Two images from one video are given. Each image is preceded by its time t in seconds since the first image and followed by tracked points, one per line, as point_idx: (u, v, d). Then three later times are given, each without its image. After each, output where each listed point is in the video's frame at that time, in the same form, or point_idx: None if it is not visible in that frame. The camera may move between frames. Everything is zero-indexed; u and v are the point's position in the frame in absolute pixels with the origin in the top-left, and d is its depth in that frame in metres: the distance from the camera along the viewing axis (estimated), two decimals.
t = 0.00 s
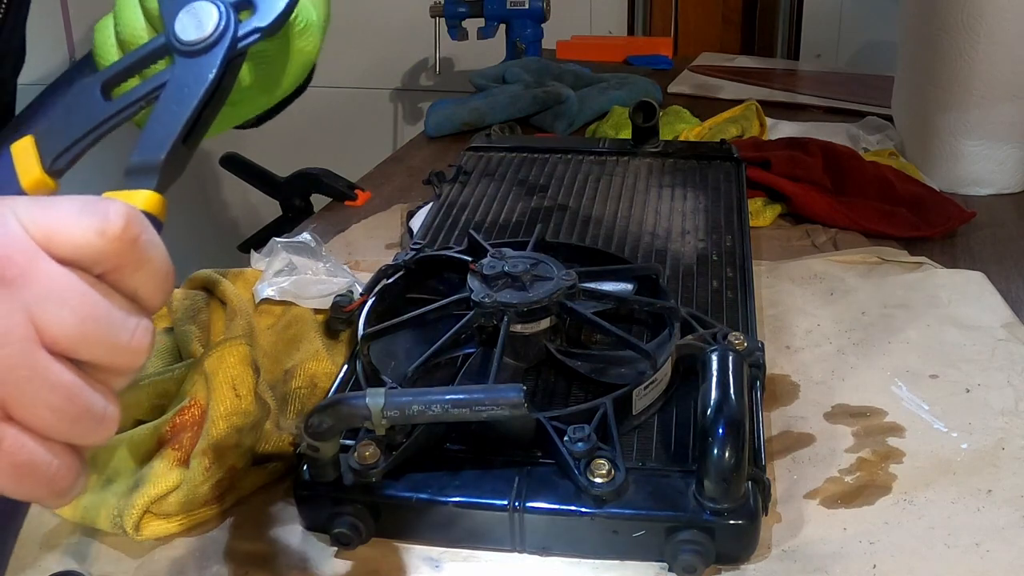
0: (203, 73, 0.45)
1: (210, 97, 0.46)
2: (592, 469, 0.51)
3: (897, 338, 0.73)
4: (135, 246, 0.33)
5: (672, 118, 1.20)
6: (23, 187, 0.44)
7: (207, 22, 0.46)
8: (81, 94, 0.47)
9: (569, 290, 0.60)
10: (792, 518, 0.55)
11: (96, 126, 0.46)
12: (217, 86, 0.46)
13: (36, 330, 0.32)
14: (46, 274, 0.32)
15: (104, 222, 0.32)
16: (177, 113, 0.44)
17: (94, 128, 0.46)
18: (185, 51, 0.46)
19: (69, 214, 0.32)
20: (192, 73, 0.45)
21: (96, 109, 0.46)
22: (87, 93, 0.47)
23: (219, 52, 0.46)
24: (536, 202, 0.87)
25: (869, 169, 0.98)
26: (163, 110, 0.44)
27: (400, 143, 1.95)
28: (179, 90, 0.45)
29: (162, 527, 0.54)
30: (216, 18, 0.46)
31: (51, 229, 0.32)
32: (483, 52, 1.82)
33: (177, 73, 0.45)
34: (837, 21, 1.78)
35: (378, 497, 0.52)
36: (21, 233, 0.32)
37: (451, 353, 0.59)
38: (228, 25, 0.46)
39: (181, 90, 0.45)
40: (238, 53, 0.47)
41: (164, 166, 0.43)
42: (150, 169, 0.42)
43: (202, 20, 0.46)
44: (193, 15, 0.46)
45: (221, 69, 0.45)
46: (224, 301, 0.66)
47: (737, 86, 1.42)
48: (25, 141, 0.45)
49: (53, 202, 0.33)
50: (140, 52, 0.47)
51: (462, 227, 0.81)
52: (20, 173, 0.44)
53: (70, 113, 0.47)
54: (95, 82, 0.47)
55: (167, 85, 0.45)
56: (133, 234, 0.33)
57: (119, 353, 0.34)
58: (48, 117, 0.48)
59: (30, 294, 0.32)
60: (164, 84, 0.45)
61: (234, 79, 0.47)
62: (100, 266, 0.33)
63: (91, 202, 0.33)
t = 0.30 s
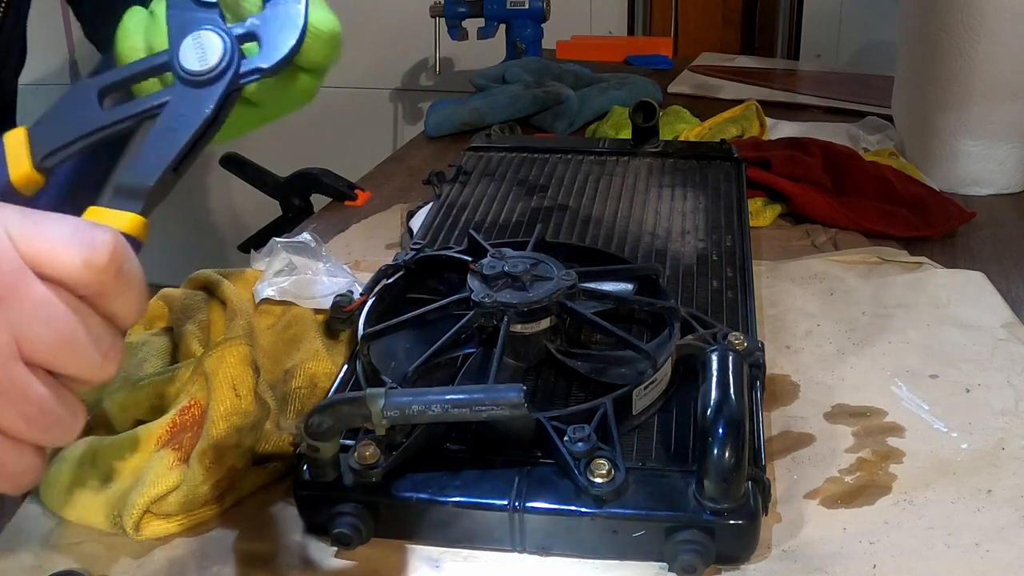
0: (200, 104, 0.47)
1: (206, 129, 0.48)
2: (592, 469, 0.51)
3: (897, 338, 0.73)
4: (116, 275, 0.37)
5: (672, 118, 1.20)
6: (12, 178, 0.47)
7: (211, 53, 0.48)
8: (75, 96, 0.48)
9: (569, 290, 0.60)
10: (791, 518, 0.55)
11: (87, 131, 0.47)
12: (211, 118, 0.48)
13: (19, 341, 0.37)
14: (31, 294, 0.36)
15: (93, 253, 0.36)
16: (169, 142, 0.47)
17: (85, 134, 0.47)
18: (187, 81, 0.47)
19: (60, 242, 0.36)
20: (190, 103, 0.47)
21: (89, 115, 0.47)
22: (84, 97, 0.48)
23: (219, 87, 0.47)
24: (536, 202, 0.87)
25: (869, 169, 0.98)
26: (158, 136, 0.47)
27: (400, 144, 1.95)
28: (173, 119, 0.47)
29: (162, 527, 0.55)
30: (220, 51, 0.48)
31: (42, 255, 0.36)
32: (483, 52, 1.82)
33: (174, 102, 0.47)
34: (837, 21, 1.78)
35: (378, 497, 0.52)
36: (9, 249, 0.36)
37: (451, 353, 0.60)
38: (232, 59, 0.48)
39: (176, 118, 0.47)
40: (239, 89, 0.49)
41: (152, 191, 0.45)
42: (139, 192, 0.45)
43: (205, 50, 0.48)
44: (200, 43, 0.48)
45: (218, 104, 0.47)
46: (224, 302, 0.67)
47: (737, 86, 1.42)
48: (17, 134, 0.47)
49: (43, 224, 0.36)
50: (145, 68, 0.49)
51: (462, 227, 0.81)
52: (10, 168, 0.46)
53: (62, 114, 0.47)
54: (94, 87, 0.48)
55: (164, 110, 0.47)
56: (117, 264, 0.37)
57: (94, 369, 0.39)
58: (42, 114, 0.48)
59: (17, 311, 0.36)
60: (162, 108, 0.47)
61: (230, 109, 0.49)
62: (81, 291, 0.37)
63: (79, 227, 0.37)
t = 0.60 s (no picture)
0: (225, 254, 0.37)
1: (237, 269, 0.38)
2: (592, 469, 0.51)
3: (897, 338, 0.73)
4: (134, 401, 0.38)
5: (672, 118, 1.20)
6: (46, 271, 0.39)
7: (242, 200, 0.37)
8: (110, 207, 0.38)
9: (569, 290, 0.60)
10: (791, 518, 0.55)
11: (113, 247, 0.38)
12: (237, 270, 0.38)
13: (37, 448, 0.39)
14: (50, 410, 0.38)
15: (112, 388, 0.37)
16: (189, 287, 0.37)
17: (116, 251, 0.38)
18: (214, 228, 0.37)
19: (80, 372, 0.37)
20: (215, 249, 0.37)
21: (118, 228, 0.38)
22: (116, 210, 0.38)
23: (251, 236, 0.37)
24: (536, 203, 0.87)
25: (869, 169, 0.98)
26: (182, 270, 0.37)
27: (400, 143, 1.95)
28: (197, 260, 0.37)
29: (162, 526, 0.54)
30: (250, 201, 0.37)
31: (62, 378, 0.37)
32: (483, 52, 1.82)
33: (202, 239, 0.37)
34: (837, 21, 1.78)
35: (378, 497, 0.52)
36: (36, 371, 0.37)
37: (451, 353, 0.59)
38: (266, 209, 0.37)
39: (201, 259, 0.37)
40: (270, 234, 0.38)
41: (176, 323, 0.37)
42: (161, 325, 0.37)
43: (235, 197, 0.37)
44: (229, 188, 0.37)
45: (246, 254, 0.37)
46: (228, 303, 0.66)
47: (736, 86, 1.42)
48: (55, 224, 0.39)
49: (69, 348, 0.37)
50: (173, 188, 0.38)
51: (462, 227, 0.81)
52: (44, 260, 0.39)
53: (97, 223, 0.38)
54: (127, 200, 0.38)
55: (192, 245, 0.37)
56: (134, 394, 0.38)
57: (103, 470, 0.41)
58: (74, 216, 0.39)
59: (37, 428, 0.38)
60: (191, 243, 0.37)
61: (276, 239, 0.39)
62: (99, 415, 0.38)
63: (102, 358, 0.37)
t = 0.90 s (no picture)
0: (210, 277, 0.39)
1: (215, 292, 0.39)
2: (592, 469, 0.50)
3: (897, 338, 0.73)
4: (102, 404, 0.39)
5: (672, 118, 1.20)
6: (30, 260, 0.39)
7: (233, 233, 0.38)
8: (100, 207, 0.39)
9: (569, 290, 0.60)
10: (791, 518, 0.55)
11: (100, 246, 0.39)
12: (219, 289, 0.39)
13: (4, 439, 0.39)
14: (19, 405, 0.38)
15: (82, 392, 0.38)
16: (167, 304, 0.38)
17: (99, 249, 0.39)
18: (204, 251, 0.38)
19: (57, 367, 0.38)
20: (199, 271, 0.39)
21: (106, 230, 0.39)
22: (108, 210, 0.39)
23: (235, 266, 0.39)
24: (536, 203, 0.87)
25: (868, 169, 0.98)
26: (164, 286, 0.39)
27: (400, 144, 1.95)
28: (181, 277, 0.39)
29: (163, 526, 0.54)
30: (241, 235, 0.38)
31: (37, 373, 0.38)
32: (482, 52, 1.82)
33: (190, 259, 0.39)
34: (837, 21, 1.78)
35: (379, 497, 0.52)
36: (9, 365, 0.38)
37: (452, 353, 0.59)
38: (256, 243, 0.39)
39: (183, 277, 0.39)
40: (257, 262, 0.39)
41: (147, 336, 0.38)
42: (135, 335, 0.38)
43: (228, 228, 0.38)
44: (223, 218, 0.38)
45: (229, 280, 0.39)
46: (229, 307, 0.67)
47: (736, 86, 1.42)
48: (44, 213, 0.39)
49: (45, 346, 0.38)
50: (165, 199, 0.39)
51: (462, 227, 0.81)
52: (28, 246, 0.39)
53: (84, 220, 0.39)
54: (120, 202, 0.39)
55: (181, 261, 0.39)
56: (102, 399, 0.39)
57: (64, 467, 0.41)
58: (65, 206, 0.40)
59: (6, 420, 0.38)
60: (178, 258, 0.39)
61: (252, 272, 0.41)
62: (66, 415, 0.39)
63: (77, 361, 0.38)
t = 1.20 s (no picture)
0: (220, 284, 0.38)
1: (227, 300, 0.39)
2: (592, 469, 0.50)
3: (897, 338, 0.73)
4: (111, 424, 0.37)
5: (672, 118, 1.20)
6: (20, 279, 0.40)
7: (244, 237, 0.38)
8: (100, 220, 0.40)
9: (569, 290, 0.60)
10: (791, 518, 0.55)
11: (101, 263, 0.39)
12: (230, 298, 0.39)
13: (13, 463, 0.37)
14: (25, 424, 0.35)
15: (94, 409, 0.35)
16: (179, 312, 0.38)
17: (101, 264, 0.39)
18: (212, 257, 0.38)
19: (65, 387, 0.35)
20: (209, 278, 0.38)
21: (109, 245, 0.39)
22: (105, 223, 0.40)
23: (246, 274, 0.38)
24: (536, 203, 0.87)
25: (869, 169, 0.98)
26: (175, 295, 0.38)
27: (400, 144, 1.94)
28: (191, 287, 0.38)
29: (162, 526, 0.54)
30: (252, 243, 0.38)
31: (46, 392, 0.35)
32: (482, 52, 1.82)
33: (196, 266, 0.38)
34: (837, 22, 1.78)
35: (379, 498, 0.52)
36: (17, 383, 0.35)
37: (452, 353, 0.59)
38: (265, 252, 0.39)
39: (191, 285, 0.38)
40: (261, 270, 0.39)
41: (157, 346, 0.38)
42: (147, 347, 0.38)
43: (238, 233, 0.38)
44: (232, 222, 0.38)
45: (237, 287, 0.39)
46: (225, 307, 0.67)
47: (736, 86, 1.42)
48: (37, 230, 0.40)
49: (54, 361, 0.35)
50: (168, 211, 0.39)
51: (462, 227, 0.81)
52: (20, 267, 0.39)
53: (81, 235, 0.39)
54: (119, 215, 0.40)
55: (186, 270, 0.39)
56: (112, 418, 0.36)
57: (66, 495, 0.39)
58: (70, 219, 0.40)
59: (13, 439, 0.36)
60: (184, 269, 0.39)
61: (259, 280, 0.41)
62: (73, 438, 0.37)
63: (86, 375, 0.35)
